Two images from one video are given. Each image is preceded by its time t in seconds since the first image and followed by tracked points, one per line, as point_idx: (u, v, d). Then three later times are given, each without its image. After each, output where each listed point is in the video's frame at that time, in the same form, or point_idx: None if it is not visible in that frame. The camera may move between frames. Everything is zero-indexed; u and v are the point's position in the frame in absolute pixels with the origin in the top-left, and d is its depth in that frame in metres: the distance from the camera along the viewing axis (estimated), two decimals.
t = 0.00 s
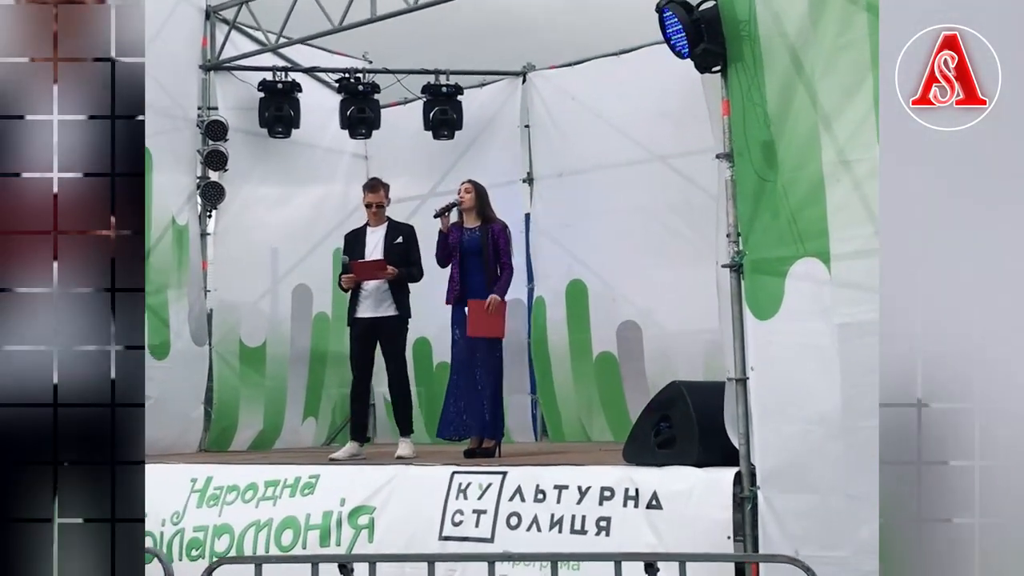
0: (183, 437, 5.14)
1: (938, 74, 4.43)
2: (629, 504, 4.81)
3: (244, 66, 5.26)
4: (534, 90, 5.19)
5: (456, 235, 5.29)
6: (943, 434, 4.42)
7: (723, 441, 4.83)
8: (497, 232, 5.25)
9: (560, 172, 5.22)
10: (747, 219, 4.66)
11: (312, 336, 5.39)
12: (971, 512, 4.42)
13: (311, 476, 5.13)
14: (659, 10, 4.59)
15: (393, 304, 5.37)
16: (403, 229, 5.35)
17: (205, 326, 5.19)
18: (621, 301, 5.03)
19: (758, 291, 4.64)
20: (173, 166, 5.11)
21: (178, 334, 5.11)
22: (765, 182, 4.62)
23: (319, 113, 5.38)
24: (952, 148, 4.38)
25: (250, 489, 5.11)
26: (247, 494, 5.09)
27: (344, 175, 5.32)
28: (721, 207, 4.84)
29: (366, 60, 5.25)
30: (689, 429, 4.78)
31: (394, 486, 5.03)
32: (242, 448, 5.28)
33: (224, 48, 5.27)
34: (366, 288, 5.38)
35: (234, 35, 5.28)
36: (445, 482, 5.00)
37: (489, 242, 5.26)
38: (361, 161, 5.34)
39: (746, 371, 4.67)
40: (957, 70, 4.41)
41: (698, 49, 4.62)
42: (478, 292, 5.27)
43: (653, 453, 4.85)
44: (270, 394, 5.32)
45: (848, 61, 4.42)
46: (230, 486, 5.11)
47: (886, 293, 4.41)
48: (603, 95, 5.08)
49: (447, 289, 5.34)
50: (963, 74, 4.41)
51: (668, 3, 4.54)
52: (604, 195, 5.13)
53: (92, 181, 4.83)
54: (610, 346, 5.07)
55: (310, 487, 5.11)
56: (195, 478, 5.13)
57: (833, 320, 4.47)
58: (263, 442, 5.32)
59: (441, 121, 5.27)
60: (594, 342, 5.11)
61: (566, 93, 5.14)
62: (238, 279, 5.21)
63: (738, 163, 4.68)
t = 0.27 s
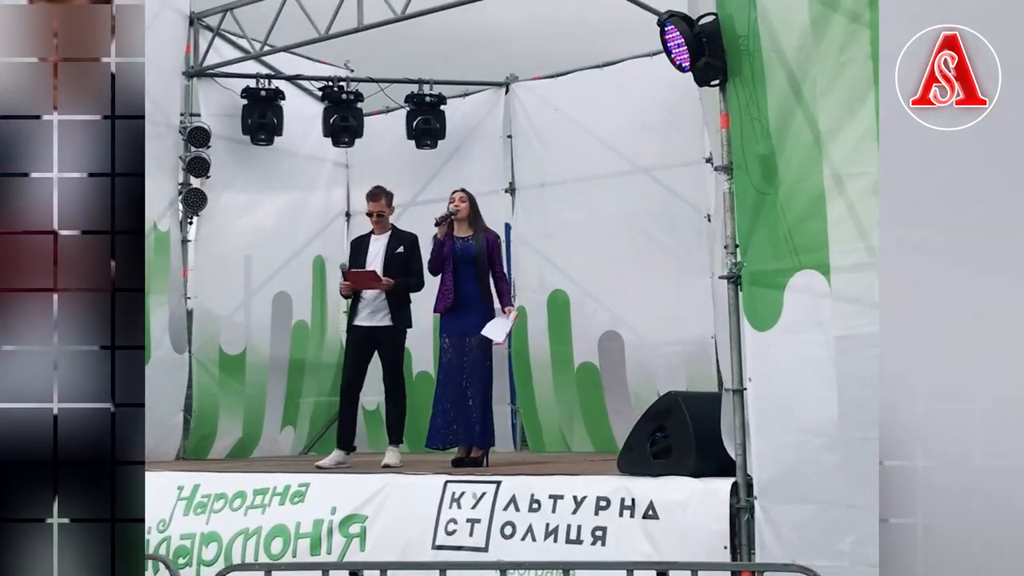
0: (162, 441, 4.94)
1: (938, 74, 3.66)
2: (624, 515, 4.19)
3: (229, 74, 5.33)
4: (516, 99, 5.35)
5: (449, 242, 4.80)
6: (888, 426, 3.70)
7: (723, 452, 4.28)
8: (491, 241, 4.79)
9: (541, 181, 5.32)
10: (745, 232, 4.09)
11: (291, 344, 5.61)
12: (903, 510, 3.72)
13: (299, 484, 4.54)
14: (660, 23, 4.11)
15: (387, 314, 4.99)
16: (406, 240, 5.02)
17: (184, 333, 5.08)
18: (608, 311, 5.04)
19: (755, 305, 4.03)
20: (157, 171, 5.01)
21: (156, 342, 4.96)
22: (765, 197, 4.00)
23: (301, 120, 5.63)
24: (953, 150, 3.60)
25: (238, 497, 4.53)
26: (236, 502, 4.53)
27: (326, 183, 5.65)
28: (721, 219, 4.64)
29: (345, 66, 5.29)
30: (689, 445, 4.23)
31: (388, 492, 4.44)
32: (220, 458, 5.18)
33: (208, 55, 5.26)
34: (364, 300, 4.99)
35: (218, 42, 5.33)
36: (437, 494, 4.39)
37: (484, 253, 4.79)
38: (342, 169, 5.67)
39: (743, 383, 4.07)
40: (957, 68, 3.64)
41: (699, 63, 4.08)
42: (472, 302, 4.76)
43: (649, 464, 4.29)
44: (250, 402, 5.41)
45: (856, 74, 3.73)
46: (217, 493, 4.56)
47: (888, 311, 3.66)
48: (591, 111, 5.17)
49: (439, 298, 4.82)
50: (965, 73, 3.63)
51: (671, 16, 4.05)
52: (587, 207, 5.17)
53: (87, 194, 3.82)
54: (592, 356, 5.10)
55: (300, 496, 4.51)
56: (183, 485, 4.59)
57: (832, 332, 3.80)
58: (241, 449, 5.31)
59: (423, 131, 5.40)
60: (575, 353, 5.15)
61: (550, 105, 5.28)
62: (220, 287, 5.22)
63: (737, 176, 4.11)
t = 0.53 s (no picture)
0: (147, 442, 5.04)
1: (938, 74, 4.53)
2: (631, 517, 4.86)
3: (219, 76, 5.23)
4: (506, 106, 5.22)
5: (458, 249, 5.28)
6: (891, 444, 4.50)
7: (728, 458, 4.93)
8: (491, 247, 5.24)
9: (533, 188, 5.18)
10: (755, 239, 4.76)
11: (279, 349, 5.31)
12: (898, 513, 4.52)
13: (301, 489, 5.12)
14: (676, 33, 4.71)
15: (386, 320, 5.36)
16: (408, 245, 5.35)
17: (172, 337, 5.15)
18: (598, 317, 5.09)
19: (764, 315, 4.72)
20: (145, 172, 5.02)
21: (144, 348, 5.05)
22: (771, 207, 4.73)
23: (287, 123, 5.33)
24: (953, 146, 4.47)
25: (240, 500, 5.11)
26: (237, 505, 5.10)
27: (314, 186, 5.32)
28: (728, 228, 4.91)
29: (334, 70, 5.29)
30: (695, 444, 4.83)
31: (391, 494, 5.06)
32: (207, 462, 5.21)
33: (198, 57, 5.21)
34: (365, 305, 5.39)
35: (208, 44, 5.23)
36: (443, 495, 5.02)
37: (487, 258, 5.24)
38: (330, 173, 5.33)
39: (752, 390, 4.74)
40: (956, 70, 4.51)
41: (711, 72, 4.72)
42: (474, 308, 5.27)
43: (655, 468, 4.92)
44: (237, 406, 5.26)
45: (859, 91, 4.54)
46: (215, 497, 5.13)
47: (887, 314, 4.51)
48: (579, 117, 5.11)
49: (441, 301, 5.30)
50: (963, 74, 4.50)
51: (683, 25, 4.66)
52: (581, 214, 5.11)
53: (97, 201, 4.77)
54: (582, 362, 5.11)
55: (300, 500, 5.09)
56: (179, 488, 5.13)
57: (839, 340, 4.59)
58: (230, 450, 5.28)
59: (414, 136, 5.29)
60: (564, 359, 5.14)
61: (542, 113, 5.17)
62: (210, 286, 5.20)
63: (745, 185, 4.78)
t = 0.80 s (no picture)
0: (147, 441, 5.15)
1: (938, 74, 4.85)
2: (649, 521, 5.07)
3: (218, 78, 5.19)
4: (505, 107, 5.13)
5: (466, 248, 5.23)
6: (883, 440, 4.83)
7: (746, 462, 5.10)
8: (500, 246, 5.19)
9: (532, 190, 5.13)
10: (774, 244, 5.00)
11: (275, 352, 5.26)
12: (894, 513, 4.85)
13: (311, 492, 5.26)
14: (692, 38, 4.89)
15: (391, 324, 5.30)
16: (412, 249, 5.27)
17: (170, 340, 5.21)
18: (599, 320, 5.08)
19: (781, 318, 4.99)
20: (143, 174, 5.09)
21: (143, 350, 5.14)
22: (789, 212, 4.98)
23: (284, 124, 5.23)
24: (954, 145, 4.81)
25: (247, 503, 5.27)
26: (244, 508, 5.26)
27: (310, 187, 5.25)
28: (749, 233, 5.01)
29: (331, 71, 5.20)
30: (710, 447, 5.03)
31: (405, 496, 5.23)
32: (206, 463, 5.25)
33: (197, 59, 5.18)
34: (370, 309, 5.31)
35: (207, 46, 5.20)
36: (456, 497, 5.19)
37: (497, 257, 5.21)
38: (325, 175, 5.24)
39: (768, 394, 4.98)
40: (956, 70, 4.84)
41: (731, 78, 4.93)
42: (484, 311, 5.22)
43: (671, 471, 5.09)
44: (235, 408, 5.26)
45: (870, 99, 4.86)
46: (225, 500, 5.28)
47: (888, 315, 4.84)
48: (579, 118, 5.09)
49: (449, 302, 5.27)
50: (962, 74, 4.84)
51: (700, 32, 4.87)
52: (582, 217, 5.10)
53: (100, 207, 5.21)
54: (582, 364, 5.10)
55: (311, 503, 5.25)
56: (188, 493, 5.27)
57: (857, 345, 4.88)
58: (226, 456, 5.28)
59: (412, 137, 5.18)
60: (565, 359, 5.13)
61: (541, 115, 5.11)
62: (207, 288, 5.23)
63: (764, 189, 5.01)
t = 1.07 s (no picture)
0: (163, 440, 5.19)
1: (939, 75, 5.08)
2: (680, 515, 5.08)
3: (228, 76, 5.18)
4: (514, 104, 5.14)
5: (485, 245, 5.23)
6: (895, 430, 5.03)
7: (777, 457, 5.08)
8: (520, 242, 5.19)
9: (543, 186, 5.13)
10: (804, 238, 5.04)
11: (286, 352, 5.24)
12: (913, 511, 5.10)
13: (338, 489, 5.23)
14: (720, 32, 5.01)
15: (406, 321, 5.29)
16: (425, 246, 5.27)
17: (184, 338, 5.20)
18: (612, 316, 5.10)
19: (813, 311, 5.02)
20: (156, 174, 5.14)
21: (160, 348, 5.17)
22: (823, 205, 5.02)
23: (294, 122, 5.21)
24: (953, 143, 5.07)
25: (274, 502, 5.24)
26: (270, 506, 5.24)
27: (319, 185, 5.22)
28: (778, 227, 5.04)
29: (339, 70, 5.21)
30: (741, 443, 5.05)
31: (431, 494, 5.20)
32: (220, 462, 5.25)
33: (208, 58, 5.18)
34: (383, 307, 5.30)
35: (217, 45, 5.20)
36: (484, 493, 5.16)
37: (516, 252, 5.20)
38: (335, 173, 5.21)
39: (800, 388, 5.01)
40: (956, 71, 5.09)
41: (761, 71, 5.05)
42: (504, 308, 5.24)
43: (700, 465, 5.07)
44: (249, 407, 5.24)
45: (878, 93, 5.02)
46: (249, 499, 5.25)
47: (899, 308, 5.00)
48: (591, 114, 5.10)
49: (470, 299, 5.28)
50: (961, 75, 5.09)
51: (729, 26, 4.99)
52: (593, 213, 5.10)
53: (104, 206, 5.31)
54: (596, 360, 5.11)
55: (337, 501, 5.21)
56: (211, 491, 5.26)
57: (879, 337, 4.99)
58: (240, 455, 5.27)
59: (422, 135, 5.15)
60: (578, 355, 5.14)
61: (551, 110, 5.12)
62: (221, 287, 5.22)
63: (795, 183, 5.04)
